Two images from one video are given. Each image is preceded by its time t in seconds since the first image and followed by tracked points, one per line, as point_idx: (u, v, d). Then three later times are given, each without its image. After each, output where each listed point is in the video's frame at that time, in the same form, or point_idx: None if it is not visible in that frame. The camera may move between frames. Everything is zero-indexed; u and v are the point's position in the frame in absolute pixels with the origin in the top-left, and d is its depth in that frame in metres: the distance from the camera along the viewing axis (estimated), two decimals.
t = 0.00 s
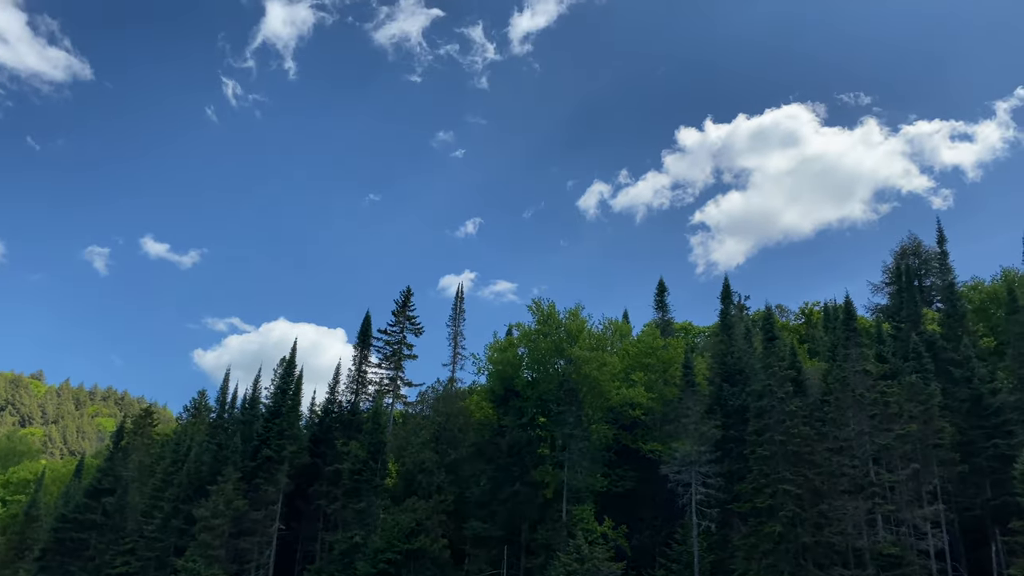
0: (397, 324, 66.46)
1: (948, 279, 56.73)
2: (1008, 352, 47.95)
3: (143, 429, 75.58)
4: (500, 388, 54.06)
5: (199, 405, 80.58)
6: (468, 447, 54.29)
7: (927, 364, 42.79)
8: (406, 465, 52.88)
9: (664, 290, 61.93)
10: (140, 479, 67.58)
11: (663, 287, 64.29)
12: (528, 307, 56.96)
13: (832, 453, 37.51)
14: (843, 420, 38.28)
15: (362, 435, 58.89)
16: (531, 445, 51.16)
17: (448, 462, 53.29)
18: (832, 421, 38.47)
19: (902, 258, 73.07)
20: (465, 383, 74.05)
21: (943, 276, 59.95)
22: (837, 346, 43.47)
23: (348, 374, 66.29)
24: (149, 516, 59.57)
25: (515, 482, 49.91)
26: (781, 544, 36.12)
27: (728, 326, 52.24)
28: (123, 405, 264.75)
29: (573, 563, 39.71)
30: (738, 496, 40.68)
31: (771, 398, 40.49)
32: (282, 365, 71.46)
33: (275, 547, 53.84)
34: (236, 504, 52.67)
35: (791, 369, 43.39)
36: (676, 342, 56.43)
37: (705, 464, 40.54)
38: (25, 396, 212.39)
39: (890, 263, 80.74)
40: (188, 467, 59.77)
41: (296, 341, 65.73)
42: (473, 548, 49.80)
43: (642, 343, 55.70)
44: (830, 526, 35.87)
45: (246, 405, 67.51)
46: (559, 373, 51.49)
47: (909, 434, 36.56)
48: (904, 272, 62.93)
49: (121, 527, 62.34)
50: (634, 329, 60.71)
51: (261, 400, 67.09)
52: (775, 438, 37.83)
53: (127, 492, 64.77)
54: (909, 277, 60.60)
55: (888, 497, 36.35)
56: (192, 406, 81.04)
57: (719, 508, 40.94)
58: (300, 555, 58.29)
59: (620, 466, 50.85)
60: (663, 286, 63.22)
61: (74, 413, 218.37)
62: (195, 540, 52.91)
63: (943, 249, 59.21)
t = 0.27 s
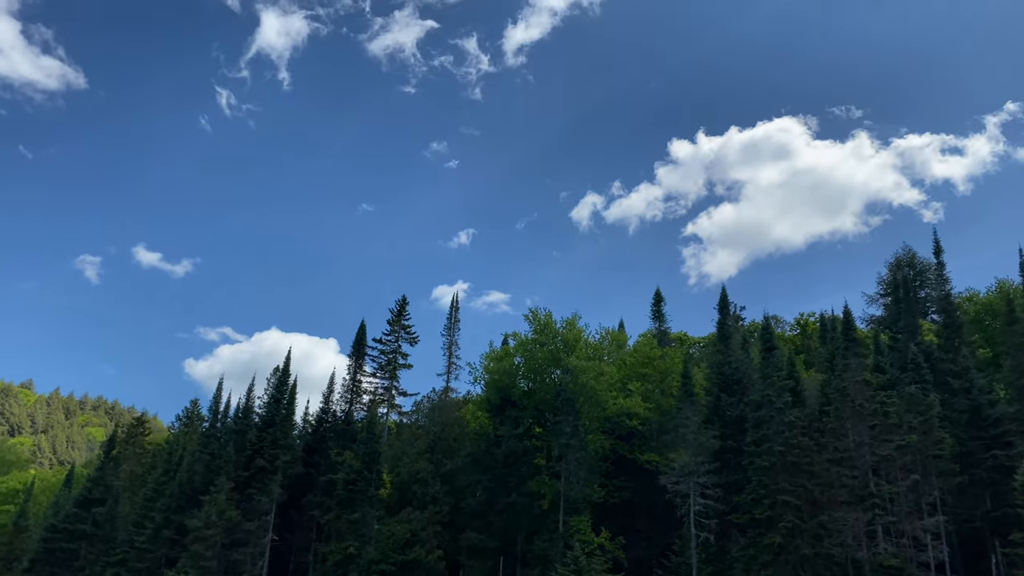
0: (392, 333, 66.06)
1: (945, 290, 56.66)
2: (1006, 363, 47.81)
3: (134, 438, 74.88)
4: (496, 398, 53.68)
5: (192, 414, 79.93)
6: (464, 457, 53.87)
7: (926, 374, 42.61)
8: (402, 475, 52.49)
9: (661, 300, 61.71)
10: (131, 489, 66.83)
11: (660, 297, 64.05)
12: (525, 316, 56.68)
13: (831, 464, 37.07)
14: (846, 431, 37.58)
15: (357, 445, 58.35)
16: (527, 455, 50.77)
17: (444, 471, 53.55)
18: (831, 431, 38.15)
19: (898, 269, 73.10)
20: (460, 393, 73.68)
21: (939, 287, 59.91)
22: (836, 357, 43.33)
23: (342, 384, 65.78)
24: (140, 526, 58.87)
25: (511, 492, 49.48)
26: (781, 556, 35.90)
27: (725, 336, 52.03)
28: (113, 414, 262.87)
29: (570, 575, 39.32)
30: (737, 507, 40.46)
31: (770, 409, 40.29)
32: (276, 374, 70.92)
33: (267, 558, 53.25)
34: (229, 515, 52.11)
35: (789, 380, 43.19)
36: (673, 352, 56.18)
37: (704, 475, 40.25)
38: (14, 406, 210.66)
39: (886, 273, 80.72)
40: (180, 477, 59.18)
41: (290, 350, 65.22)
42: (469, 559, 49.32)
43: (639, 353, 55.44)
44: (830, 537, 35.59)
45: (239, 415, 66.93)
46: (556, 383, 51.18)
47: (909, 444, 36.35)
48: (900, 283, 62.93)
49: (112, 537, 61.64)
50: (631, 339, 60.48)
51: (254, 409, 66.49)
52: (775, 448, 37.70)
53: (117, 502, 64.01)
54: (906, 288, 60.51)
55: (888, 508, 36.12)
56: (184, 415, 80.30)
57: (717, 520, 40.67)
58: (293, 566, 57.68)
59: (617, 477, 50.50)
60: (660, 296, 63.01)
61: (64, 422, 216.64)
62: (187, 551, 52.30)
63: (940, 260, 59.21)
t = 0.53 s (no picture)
0: (388, 339, 65.76)
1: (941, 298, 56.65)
2: (1003, 371, 47.77)
3: (126, 444, 74.26)
4: (492, 404, 53.40)
5: (184, 420, 79.36)
6: (460, 464, 53.54)
7: (925, 382, 42.50)
8: (397, 482, 51.72)
9: (658, 307, 61.59)
10: (123, 496, 66.23)
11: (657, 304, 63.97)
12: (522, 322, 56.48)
13: (832, 471, 36.57)
14: (843, 439, 37.30)
15: (352, 452, 57.91)
16: (524, 462, 50.43)
17: (440, 478, 52.78)
18: (830, 439, 37.77)
19: (894, 278, 73.19)
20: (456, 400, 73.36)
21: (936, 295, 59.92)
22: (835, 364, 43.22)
23: (337, 390, 65.35)
24: (133, 533, 58.30)
25: (508, 500, 49.17)
26: (780, 564, 35.91)
27: (723, 343, 51.88)
28: (104, 421, 261.19)
29: None
30: (736, 515, 40.29)
31: (769, 416, 40.16)
32: (270, 380, 70.49)
33: (261, 565, 52.74)
34: (223, 522, 51.63)
35: (788, 387, 43.03)
36: (671, 359, 56.01)
37: (703, 482, 40.02)
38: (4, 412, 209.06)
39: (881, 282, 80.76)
40: (173, 484, 58.64)
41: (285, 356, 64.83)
42: (465, 567, 48.93)
43: (637, 360, 55.20)
44: (831, 546, 35.37)
45: (233, 421, 66.44)
46: (554, 390, 50.92)
47: (910, 452, 36.16)
48: (897, 291, 62.98)
49: (103, 544, 61.03)
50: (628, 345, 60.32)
51: (248, 415, 66.00)
52: (774, 456, 37.73)
53: (109, 509, 63.41)
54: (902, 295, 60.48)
55: (889, 516, 35.94)
56: (177, 421, 79.68)
57: (716, 528, 40.48)
58: (287, 574, 57.18)
59: (615, 484, 50.21)
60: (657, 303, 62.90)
61: (54, 429, 215.08)
62: (180, 559, 51.78)
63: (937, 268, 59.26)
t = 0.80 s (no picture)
0: (384, 342, 65.43)
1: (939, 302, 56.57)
2: (1002, 375, 47.69)
3: (118, 448, 73.67)
4: (489, 408, 53.11)
5: (178, 423, 78.80)
6: (456, 468, 53.22)
7: (924, 386, 42.36)
8: (392, 486, 51.31)
9: (655, 311, 61.41)
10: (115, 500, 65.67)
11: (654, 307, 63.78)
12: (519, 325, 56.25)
13: (831, 476, 36.70)
14: (843, 443, 37.40)
15: (347, 456, 57.52)
16: (520, 466, 50.09)
17: (435, 483, 51.48)
18: (830, 443, 37.86)
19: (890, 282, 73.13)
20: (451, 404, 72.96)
21: (933, 299, 59.85)
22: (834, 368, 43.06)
23: (332, 394, 64.96)
24: (125, 538, 57.78)
25: (504, 504, 48.88)
26: (779, 570, 35.31)
27: (721, 346, 51.71)
28: (95, 425, 259.63)
29: None
30: (735, 520, 39.77)
31: (767, 420, 39.90)
32: (265, 383, 70.01)
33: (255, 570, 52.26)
34: (217, 526, 51.19)
35: (787, 391, 42.91)
36: (668, 363, 55.80)
37: (702, 487, 39.84)
38: None
39: (878, 286, 80.69)
40: (166, 487, 58.16)
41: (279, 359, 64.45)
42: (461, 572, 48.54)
43: (634, 364, 54.96)
44: (830, 551, 35.04)
45: (226, 424, 65.97)
46: (551, 393, 50.67)
47: (910, 456, 36.02)
48: (894, 295, 62.91)
49: (95, 549, 60.45)
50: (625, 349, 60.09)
51: (242, 418, 65.51)
52: (773, 460, 37.46)
53: (101, 513, 62.87)
54: (900, 299, 60.37)
55: (889, 520, 35.72)
56: (170, 425, 79.13)
57: (715, 532, 40.14)
58: None
59: (612, 488, 49.85)
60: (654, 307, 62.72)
61: (45, 433, 213.67)
62: (173, 563, 51.31)
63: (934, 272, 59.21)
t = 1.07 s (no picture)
0: (379, 344, 65.09)
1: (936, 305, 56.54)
2: (999, 378, 47.65)
3: (111, 449, 73.09)
4: (486, 410, 52.85)
5: (171, 425, 78.26)
6: (454, 470, 52.91)
7: (924, 387, 42.18)
8: (388, 489, 50.99)
9: (652, 313, 61.21)
10: (108, 502, 65.10)
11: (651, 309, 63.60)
12: (516, 327, 55.99)
13: (831, 478, 36.57)
14: (843, 444, 37.32)
15: (342, 458, 57.10)
16: (517, 469, 49.77)
17: (432, 485, 51.47)
18: (830, 445, 37.72)
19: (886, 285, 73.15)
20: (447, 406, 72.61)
21: (929, 302, 59.84)
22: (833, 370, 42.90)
23: (328, 396, 64.45)
24: (117, 540, 57.25)
25: (501, 506, 48.63)
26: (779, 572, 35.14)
27: (719, 348, 51.54)
28: (87, 427, 258.06)
29: None
30: (733, 522, 39.64)
31: (766, 422, 39.77)
32: (259, 385, 69.56)
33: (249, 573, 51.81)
34: (211, 528, 50.77)
35: (786, 394, 42.77)
36: (666, 365, 55.59)
37: (701, 489, 39.65)
38: None
39: (873, 289, 80.74)
40: (160, 489, 57.71)
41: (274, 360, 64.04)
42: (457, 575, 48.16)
43: (632, 365, 54.74)
44: (830, 554, 34.95)
45: (220, 426, 65.49)
46: (548, 395, 50.38)
47: (910, 458, 35.81)
48: (890, 298, 62.81)
49: (87, 551, 59.93)
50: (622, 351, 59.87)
51: (236, 420, 65.03)
52: (772, 462, 37.26)
53: (93, 515, 62.31)
54: (896, 302, 60.31)
55: (891, 523, 35.41)
56: (163, 427, 78.56)
57: (714, 534, 39.94)
58: None
59: (609, 491, 49.58)
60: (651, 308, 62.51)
61: (36, 435, 212.28)
62: (166, 566, 50.89)
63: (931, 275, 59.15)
